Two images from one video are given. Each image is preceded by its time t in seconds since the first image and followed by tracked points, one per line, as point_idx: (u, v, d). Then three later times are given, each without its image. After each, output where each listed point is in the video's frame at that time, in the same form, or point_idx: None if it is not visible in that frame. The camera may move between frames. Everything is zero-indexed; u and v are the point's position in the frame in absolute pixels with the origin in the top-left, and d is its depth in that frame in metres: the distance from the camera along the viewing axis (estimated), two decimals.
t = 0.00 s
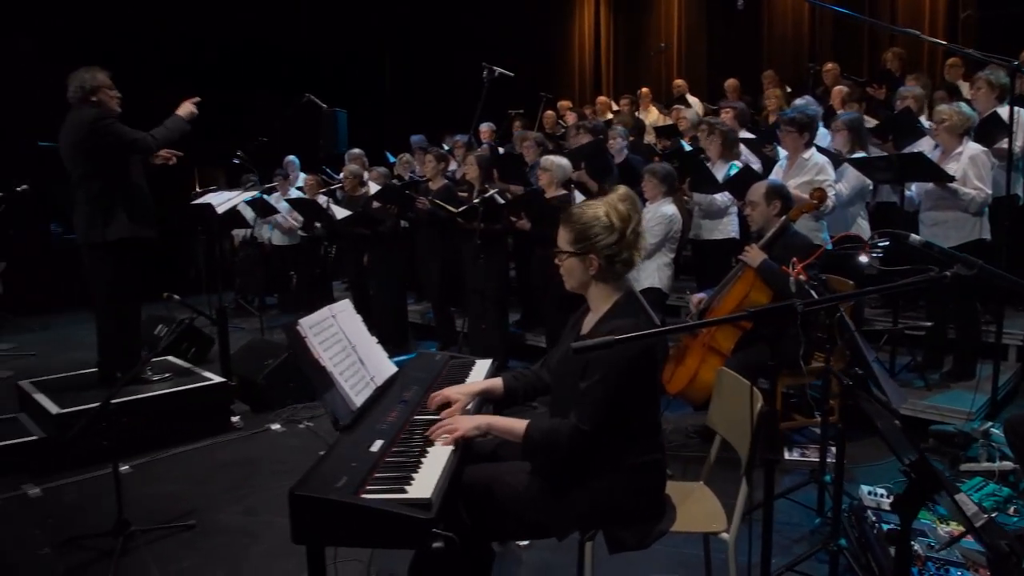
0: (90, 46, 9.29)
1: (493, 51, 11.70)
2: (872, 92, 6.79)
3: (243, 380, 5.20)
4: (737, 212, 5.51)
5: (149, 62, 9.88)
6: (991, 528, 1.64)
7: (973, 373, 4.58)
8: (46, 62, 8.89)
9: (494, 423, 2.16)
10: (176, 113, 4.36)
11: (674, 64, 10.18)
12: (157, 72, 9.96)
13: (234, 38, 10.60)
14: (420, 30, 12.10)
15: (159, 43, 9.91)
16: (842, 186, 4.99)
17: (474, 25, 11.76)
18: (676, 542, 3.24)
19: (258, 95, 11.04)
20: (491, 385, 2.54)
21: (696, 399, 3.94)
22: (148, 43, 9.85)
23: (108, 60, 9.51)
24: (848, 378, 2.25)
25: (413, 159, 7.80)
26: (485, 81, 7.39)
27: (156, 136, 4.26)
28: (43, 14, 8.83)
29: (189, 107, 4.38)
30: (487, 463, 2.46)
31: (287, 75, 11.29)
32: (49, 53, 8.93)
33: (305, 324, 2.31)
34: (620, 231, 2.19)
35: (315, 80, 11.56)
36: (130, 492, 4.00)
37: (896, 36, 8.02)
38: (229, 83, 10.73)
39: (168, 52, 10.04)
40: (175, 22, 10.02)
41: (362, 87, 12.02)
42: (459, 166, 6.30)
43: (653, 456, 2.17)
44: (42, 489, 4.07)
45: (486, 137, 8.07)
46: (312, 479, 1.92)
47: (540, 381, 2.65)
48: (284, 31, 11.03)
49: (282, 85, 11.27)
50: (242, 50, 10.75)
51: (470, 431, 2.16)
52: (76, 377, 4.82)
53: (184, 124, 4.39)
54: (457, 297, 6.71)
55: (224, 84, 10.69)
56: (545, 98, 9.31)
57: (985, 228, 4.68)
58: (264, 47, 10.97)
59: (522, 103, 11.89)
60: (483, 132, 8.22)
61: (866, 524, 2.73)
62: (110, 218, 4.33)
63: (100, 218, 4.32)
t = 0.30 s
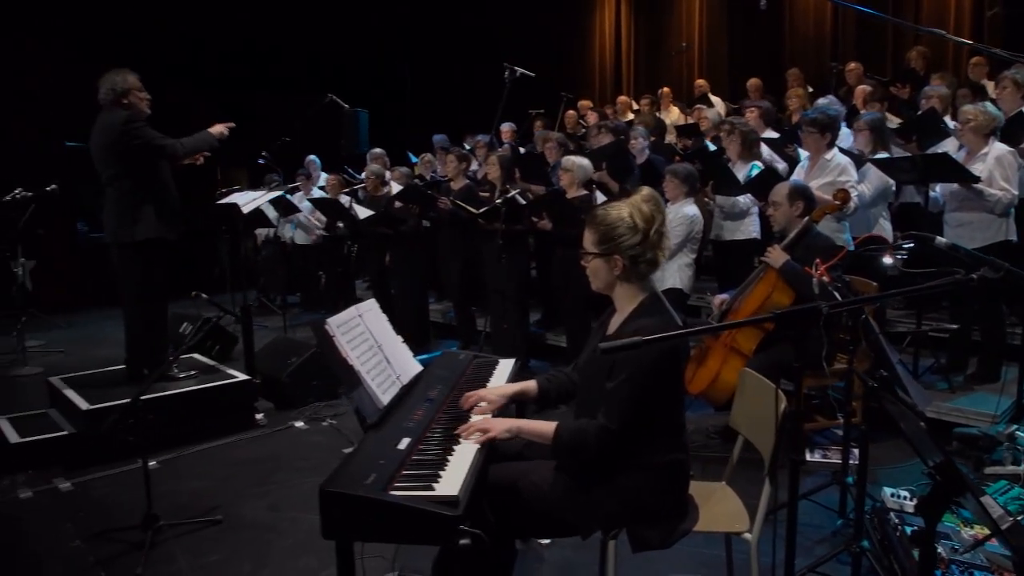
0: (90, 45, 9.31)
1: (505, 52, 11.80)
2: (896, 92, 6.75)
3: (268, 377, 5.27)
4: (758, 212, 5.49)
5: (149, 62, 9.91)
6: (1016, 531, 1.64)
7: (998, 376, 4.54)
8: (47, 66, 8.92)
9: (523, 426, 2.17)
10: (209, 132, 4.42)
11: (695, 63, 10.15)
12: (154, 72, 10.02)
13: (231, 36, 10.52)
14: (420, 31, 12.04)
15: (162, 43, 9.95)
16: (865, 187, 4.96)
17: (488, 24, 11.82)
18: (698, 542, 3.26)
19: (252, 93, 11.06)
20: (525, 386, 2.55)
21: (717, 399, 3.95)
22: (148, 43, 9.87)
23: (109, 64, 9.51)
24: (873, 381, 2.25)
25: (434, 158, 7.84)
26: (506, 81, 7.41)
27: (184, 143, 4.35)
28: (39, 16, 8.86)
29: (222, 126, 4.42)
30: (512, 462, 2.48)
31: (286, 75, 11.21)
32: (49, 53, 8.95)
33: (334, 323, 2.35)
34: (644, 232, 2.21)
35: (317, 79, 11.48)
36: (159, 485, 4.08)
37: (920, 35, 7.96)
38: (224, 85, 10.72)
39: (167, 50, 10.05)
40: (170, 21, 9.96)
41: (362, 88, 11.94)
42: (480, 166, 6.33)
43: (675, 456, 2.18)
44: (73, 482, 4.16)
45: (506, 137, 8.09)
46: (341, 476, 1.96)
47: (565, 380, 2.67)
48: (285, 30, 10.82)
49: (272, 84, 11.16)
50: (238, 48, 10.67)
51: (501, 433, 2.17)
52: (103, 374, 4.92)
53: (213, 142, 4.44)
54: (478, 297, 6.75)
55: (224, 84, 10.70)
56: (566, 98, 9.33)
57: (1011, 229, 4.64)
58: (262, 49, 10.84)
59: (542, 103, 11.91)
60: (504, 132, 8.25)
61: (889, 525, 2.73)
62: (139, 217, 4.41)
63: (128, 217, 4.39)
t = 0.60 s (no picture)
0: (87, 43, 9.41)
1: (527, 54, 11.98)
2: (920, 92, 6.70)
3: (292, 376, 5.34)
4: (780, 213, 5.48)
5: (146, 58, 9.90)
6: None
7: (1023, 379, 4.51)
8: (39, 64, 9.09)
9: (548, 423, 2.22)
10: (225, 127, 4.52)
11: (717, 63, 10.15)
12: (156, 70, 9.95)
13: (226, 31, 10.36)
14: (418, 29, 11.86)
15: (164, 41, 9.95)
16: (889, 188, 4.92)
17: (491, 26, 12.02)
18: (720, 543, 3.27)
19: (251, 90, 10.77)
20: (556, 387, 2.59)
21: (739, 400, 3.97)
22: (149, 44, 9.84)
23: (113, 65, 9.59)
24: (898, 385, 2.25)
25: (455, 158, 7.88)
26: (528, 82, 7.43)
27: (212, 142, 4.41)
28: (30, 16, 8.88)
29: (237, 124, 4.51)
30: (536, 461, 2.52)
31: (281, 74, 10.94)
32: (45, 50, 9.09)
33: (361, 324, 2.39)
34: (668, 232, 2.23)
35: (312, 79, 11.20)
36: (188, 481, 4.17)
37: (944, 36, 7.91)
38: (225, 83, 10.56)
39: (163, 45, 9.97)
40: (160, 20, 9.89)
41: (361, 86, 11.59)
42: (502, 166, 6.35)
43: (697, 456, 2.20)
44: (103, 478, 4.25)
45: (527, 137, 8.11)
46: (369, 473, 2.00)
47: (590, 380, 2.70)
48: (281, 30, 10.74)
49: (267, 83, 10.88)
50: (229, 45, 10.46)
51: (525, 429, 2.21)
52: (131, 371, 5.01)
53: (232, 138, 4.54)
54: (500, 297, 6.79)
55: (224, 84, 10.56)
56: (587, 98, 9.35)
57: None
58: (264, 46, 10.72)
59: (563, 104, 11.95)
60: (525, 132, 8.26)
61: (912, 528, 2.72)
62: (169, 215, 4.49)
63: (159, 217, 4.47)
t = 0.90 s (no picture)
0: (87, 42, 9.36)
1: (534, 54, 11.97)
2: (945, 92, 6.64)
3: (317, 376, 5.41)
4: (802, 215, 5.47)
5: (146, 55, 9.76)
6: None
7: None
8: (35, 66, 9.07)
9: (572, 418, 2.28)
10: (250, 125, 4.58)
11: (740, 63, 10.12)
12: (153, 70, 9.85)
13: (226, 31, 10.33)
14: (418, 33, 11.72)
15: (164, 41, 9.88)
16: (914, 191, 4.90)
17: (491, 26, 12.18)
18: (742, 546, 3.28)
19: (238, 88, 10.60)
20: (581, 387, 2.61)
21: (762, 403, 3.98)
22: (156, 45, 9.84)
23: (131, 66, 9.68)
24: (921, 391, 2.25)
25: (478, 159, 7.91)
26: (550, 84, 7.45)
27: (243, 144, 4.50)
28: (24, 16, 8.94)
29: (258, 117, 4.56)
30: (561, 463, 2.55)
31: (281, 74, 10.95)
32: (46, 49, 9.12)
33: (389, 326, 2.43)
34: (698, 235, 2.26)
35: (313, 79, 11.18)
36: (216, 478, 4.25)
37: (971, 36, 7.84)
38: (223, 82, 10.45)
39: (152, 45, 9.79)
40: (160, 19, 9.83)
41: (358, 86, 11.47)
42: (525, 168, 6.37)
43: (721, 459, 2.21)
44: (133, 474, 4.34)
45: (549, 138, 8.13)
46: (398, 473, 2.04)
47: (614, 383, 2.73)
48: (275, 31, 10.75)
49: (266, 83, 10.86)
50: (228, 45, 10.41)
51: (548, 425, 2.26)
52: (159, 370, 5.10)
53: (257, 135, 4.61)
54: (521, 298, 6.83)
55: (223, 84, 10.46)
56: (608, 99, 9.36)
57: None
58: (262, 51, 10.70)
59: (585, 105, 11.97)
60: (547, 132, 8.28)
61: (937, 533, 2.72)
62: (201, 218, 4.57)
63: (190, 220, 4.56)
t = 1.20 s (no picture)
0: (90, 42, 9.23)
1: (553, 55, 11.98)
2: (970, 92, 6.59)
3: (339, 375, 5.47)
4: (823, 217, 5.45)
5: (168, 56, 9.98)
6: None
7: None
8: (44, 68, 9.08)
9: (594, 422, 2.29)
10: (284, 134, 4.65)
11: (761, 63, 10.10)
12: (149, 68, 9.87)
13: (226, 31, 10.23)
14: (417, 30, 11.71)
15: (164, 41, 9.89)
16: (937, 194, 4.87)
17: (491, 27, 12.21)
18: (763, 549, 3.30)
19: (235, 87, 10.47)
20: (610, 392, 2.67)
21: (784, 406, 4.02)
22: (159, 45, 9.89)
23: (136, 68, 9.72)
24: (944, 397, 2.25)
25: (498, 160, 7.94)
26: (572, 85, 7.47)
27: (271, 151, 4.57)
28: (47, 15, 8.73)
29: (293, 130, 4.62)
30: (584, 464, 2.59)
31: (282, 74, 10.89)
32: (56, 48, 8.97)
33: (415, 328, 2.48)
34: (723, 237, 2.29)
35: (310, 78, 11.15)
36: (241, 475, 4.32)
37: (996, 37, 7.79)
38: (233, 83, 10.47)
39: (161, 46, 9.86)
40: (161, 19, 9.81)
41: (360, 86, 11.45)
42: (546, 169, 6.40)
43: (744, 462, 2.24)
44: (160, 471, 4.42)
45: (569, 138, 8.15)
46: (425, 474, 2.09)
47: (637, 387, 2.76)
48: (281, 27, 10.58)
49: (269, 82, 10.83)
50: (229, 45, 10.33)
51: (572, 430, 2.29)
52: (186, 368, 5.18)
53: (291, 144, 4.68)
54: (541, 299, 6.87)
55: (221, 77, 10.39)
56: (628, 99, 9.37)
57: None
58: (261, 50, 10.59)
59: (605, 106, 11.99)
60: (567, 133, 8.29)
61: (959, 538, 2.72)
62: (231, 221, 4.65)
63: (219, 223, 4.64)
